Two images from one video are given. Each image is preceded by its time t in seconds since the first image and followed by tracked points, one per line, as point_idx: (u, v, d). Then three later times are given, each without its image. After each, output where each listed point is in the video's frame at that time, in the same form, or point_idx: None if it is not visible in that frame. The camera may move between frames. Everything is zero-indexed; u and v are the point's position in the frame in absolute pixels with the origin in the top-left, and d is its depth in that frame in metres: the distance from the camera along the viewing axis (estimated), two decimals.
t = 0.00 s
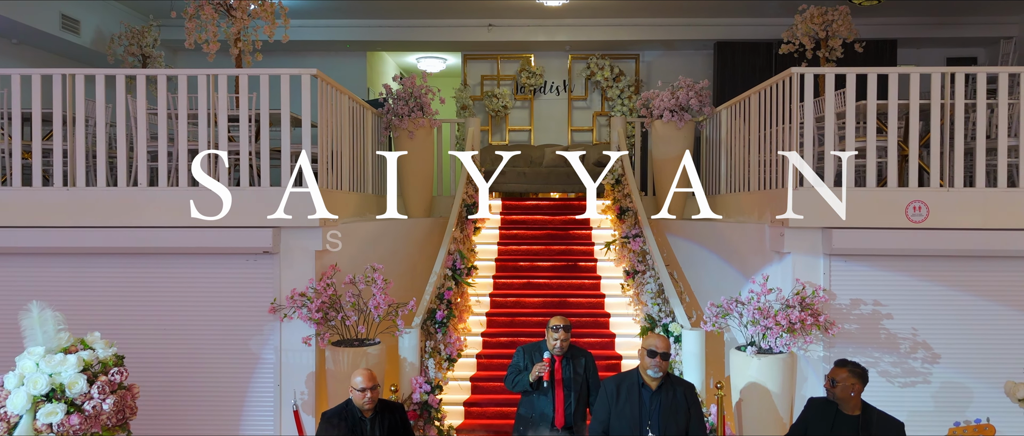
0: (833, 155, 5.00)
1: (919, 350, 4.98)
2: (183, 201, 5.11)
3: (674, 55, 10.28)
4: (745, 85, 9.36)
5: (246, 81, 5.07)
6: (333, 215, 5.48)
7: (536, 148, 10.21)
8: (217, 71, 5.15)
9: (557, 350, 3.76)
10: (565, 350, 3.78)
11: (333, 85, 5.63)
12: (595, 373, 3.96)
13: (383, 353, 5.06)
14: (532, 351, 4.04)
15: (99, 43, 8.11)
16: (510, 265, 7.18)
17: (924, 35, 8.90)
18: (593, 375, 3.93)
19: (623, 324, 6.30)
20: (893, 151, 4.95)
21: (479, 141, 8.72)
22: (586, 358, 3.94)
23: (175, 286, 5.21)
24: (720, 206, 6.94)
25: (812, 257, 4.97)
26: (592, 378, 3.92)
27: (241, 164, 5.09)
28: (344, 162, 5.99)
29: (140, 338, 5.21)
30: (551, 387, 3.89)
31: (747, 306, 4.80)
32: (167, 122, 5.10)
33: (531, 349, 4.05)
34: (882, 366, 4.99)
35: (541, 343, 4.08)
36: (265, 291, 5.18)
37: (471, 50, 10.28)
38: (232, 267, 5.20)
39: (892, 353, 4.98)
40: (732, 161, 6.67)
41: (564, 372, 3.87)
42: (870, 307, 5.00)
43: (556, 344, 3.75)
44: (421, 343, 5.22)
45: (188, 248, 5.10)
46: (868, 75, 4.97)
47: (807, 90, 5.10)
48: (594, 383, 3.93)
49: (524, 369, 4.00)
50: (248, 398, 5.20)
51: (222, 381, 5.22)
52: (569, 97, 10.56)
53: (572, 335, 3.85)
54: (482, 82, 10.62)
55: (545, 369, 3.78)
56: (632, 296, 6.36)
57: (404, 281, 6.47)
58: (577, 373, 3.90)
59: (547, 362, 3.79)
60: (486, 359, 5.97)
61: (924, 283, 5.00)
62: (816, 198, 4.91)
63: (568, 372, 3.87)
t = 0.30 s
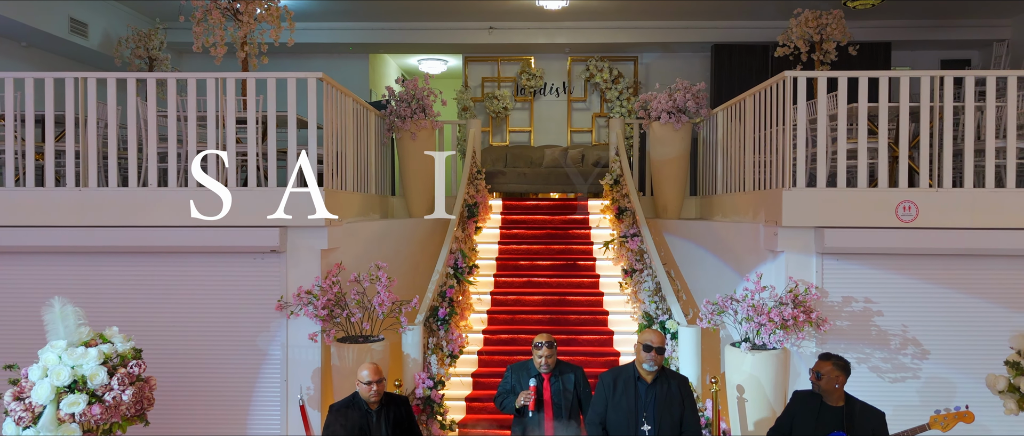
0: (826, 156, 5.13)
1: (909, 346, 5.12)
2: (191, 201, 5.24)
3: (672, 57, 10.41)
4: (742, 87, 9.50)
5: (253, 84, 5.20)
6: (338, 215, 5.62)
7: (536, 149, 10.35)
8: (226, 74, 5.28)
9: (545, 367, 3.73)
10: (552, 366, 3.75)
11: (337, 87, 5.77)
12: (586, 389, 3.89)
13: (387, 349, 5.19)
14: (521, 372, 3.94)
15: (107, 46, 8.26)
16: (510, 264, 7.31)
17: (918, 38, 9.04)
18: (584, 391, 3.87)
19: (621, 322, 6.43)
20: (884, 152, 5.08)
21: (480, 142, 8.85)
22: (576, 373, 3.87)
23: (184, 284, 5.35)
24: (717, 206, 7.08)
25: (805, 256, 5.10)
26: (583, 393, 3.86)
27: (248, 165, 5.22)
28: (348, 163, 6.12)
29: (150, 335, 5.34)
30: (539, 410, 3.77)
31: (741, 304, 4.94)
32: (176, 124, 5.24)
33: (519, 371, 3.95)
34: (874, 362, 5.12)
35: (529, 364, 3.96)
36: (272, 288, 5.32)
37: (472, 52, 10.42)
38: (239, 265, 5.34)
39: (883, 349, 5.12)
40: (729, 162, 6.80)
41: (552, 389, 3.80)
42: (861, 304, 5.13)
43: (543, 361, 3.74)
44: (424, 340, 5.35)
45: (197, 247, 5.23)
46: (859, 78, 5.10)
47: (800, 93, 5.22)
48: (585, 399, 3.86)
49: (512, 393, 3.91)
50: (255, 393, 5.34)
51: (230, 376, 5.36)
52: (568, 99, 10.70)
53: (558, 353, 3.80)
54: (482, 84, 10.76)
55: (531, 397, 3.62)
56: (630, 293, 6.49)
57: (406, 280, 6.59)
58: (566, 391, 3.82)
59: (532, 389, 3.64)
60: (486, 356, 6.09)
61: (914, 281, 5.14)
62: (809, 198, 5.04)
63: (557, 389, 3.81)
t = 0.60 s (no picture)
0: (818, 157, 5.27)
1: (898, 342, 5.27)
2: (200, 202, 5.38)
3: (670, 59, 10.55)
4: (738, 89, 9.65)
5: (260, 88, 5.34)
6: (343, 215, 5.77)
7: (536, 150, 10.50)
8: (233, 78, 5.43)
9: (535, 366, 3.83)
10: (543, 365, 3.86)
11: (342, 90, 5.91)
12: (576, 386, 4.04)
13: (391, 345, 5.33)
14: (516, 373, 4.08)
15: (115, 49, 8.42)
16: (511, 262, 7.46)
17: (912, 40, 9.18)
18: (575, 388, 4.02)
19: (619, 320, 6.58)
20: (874, 154, 5.23)
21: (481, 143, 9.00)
22: (567, 372, 4.04)
23: (193, 282, 5.49)
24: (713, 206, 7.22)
25: (797, 255, 5.25)
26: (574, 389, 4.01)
27: (256, 166, 5.37)
28: (352, 164, 6.27)
29: (160, 331, 5.49)
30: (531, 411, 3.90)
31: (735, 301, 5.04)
32: (186, 127, 5.38)
33: (515, 371, 4.09)
34: (864, 358, 5.27)
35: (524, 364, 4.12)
36: (279, 286, 5.47)
37: (473, 54, 10.57)
38: (247, 264, 5.48)
39: (873, 345, 5.26)
40: (724, 163, 6.94)
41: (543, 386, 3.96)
42: (852, 302, 5.28)
43: (532, 358, 3.82)
44: (426, 337, 5.49)
45: (206, 246, 5.38)
46: (850, 82, 5.25)
47: (793, 96, 5.37)
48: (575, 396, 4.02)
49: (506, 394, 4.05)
50: (263, 388, 5.48)
51: (238, 372, 5.50)
52: (567, 100, 10.84)
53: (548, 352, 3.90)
54: (483, 86, 10.91)
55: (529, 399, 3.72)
56: (627, 291, 6.64)
57: (409, 278, 6.74)
58: (556, 389, 3.98)
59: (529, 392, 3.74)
60: (488, 352, 6.24)
61: (904, 279, 5.29)
62: (801, 199, 5.18)
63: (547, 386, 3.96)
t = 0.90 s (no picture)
0: (809, 159, 5.43)
1: (887, 339, 5.43)
2: (210, 202, 5.53)
3: (668, 62, 10.72)
4: (734, 91, 9.81)
5: (268, 92, 5.49)
6: (348, 215, 5.93)
7: (536, 151, 10.66)
8: (240, 82, 5.58)
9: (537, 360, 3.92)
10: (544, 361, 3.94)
11: (346, 94, 6.07)
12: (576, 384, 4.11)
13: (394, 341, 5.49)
14: (519, 368, 4.16)
15: (123, 52, 8.59)
16: (511, 261, 7.63)
17: (905, 44, 9.35)
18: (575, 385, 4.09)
19: (617, 317, 6.75)
20: (863, 155, 5.38)
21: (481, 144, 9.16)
22: (567, 369, 4.12)
23: (203, 281, 5.66)
24: (708, 207, 7.38)
25: (789, 253, 5.41)
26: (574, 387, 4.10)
27: (264, 168, 5.53)
28: (356, 166, 6.43)
29: (170, 328, 5.65)
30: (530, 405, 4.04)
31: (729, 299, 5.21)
32: (196, 129, 5.53)
33: (519, 366, 4.18)
34: (854, 354, 5.42)
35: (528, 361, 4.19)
36: (286, 284, 5.63)
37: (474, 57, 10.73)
38: (255, 262, 5.64)
39: (862, 341, 5.42)
40: (719, 164, 7.10)
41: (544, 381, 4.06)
42: (842, 299, 5.44)
43: (536, 353, 3.92)
44: (429, 334, 5.64)
45: (216, 245, 5.54)
46: (840, 85, 5.40)
47: (785, 99, 5.52)
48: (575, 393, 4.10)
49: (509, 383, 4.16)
50: (270, 384, 5.65)
51: (246, 368, 5.66)
52: (567, 102, 11.00)
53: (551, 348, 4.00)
54: (483, 88, 11.07)
55: (534, 377, 3.90)
56: (625, 290, 6.81)
57: (412, 277, 6.91)
58: (556, 384, 4.07)
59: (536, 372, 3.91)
60: (488, 349, 6.41)
61: (892, 277, 5.45)
62: (793, 199, 5.34)
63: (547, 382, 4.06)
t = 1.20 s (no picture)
0: (800, 161, 5.59)
1: (876, 335, 5.60)
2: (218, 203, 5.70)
3: (665, 65, 10.89)
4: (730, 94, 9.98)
5: (275, 96, 5.66)
6: (352, 215, 6.10)
7: (536, 152, 10.82)
8: (248, 86, 5.75)
9: (542, 357, 3.95)
10: (548, 359, 4.00)
11: (350, 98, 6.25)
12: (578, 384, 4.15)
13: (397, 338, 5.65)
14: (524, 365, 4.29)
15: (131, 56, 8.78)
16: (511, 261, 7.80)
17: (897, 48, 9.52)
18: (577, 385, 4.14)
19: (614, 315, 6.92)
20: (853, 158, 5.54)
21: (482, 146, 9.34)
22: (570, 369, 4.18)
23: (212, 279, 5.83)
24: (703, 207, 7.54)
25: (781, 253, 5.58)
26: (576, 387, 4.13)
27: (271, 170, 5.70)
28: (360, 168, 6.61)
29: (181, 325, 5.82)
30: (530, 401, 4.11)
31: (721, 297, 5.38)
32: (205, 133, 5.70)
33: (524, 363, 4.30)
34: (844, 350, 5.59)
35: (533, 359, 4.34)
36: (292, 283, 5.79)
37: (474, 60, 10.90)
38: (262, 262, 5.81)
39: (852, 338, 5.59)
40: (714, 166, 7.27)
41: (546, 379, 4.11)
42: (832, 297, 5.61)
43: (541, 350, 3.95)
44: (431, 331, 5.82)
45: (224, 245, 5.71)
46: (830, 90, 5.57)
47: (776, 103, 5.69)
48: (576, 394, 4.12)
49: (513, 378, 4.24)
50: (277, 379, 5.81)
51: (253, 364, 5.83)
52: (566, 104, 11.18)
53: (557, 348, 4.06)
54: (484, 91, 11.25)
55: (535, 375, 3.95)
56: (622, 288, 6.99)
57: (414, 276, 7.08)
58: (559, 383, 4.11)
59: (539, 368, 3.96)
60: (489, 346, 6.58)
61: (881, 276, 5.62)
62: (785, 200, 5.49)
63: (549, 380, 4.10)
